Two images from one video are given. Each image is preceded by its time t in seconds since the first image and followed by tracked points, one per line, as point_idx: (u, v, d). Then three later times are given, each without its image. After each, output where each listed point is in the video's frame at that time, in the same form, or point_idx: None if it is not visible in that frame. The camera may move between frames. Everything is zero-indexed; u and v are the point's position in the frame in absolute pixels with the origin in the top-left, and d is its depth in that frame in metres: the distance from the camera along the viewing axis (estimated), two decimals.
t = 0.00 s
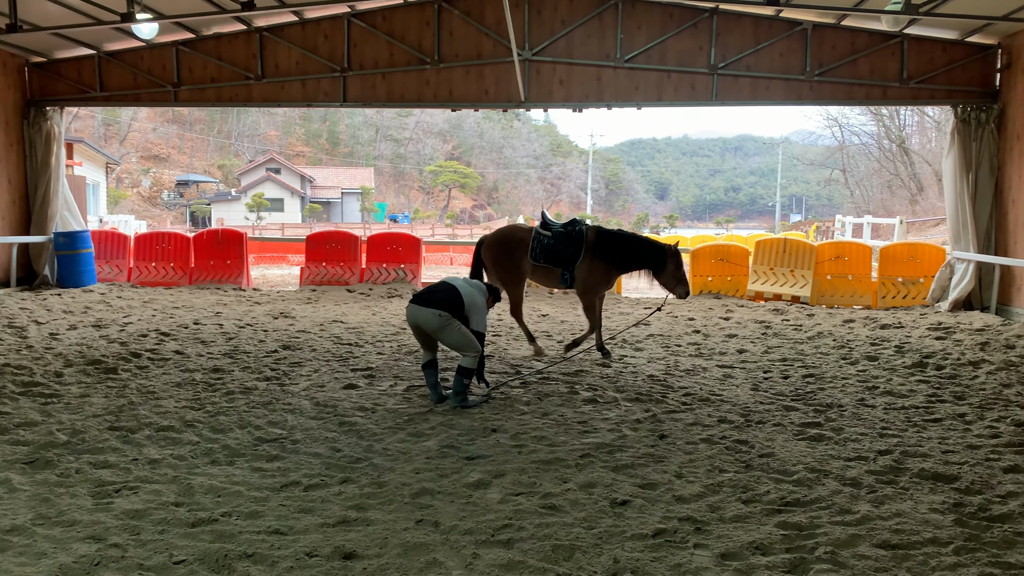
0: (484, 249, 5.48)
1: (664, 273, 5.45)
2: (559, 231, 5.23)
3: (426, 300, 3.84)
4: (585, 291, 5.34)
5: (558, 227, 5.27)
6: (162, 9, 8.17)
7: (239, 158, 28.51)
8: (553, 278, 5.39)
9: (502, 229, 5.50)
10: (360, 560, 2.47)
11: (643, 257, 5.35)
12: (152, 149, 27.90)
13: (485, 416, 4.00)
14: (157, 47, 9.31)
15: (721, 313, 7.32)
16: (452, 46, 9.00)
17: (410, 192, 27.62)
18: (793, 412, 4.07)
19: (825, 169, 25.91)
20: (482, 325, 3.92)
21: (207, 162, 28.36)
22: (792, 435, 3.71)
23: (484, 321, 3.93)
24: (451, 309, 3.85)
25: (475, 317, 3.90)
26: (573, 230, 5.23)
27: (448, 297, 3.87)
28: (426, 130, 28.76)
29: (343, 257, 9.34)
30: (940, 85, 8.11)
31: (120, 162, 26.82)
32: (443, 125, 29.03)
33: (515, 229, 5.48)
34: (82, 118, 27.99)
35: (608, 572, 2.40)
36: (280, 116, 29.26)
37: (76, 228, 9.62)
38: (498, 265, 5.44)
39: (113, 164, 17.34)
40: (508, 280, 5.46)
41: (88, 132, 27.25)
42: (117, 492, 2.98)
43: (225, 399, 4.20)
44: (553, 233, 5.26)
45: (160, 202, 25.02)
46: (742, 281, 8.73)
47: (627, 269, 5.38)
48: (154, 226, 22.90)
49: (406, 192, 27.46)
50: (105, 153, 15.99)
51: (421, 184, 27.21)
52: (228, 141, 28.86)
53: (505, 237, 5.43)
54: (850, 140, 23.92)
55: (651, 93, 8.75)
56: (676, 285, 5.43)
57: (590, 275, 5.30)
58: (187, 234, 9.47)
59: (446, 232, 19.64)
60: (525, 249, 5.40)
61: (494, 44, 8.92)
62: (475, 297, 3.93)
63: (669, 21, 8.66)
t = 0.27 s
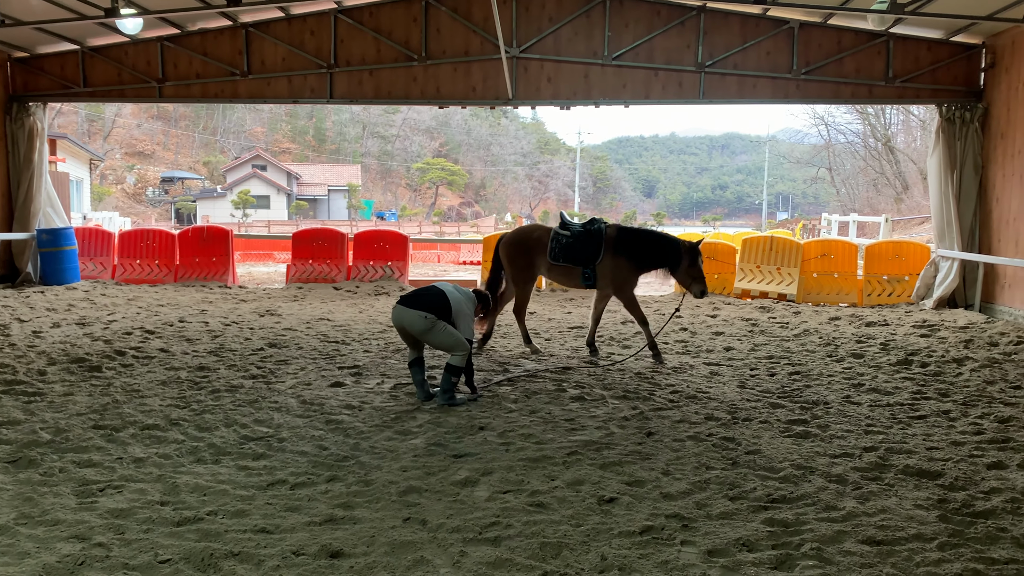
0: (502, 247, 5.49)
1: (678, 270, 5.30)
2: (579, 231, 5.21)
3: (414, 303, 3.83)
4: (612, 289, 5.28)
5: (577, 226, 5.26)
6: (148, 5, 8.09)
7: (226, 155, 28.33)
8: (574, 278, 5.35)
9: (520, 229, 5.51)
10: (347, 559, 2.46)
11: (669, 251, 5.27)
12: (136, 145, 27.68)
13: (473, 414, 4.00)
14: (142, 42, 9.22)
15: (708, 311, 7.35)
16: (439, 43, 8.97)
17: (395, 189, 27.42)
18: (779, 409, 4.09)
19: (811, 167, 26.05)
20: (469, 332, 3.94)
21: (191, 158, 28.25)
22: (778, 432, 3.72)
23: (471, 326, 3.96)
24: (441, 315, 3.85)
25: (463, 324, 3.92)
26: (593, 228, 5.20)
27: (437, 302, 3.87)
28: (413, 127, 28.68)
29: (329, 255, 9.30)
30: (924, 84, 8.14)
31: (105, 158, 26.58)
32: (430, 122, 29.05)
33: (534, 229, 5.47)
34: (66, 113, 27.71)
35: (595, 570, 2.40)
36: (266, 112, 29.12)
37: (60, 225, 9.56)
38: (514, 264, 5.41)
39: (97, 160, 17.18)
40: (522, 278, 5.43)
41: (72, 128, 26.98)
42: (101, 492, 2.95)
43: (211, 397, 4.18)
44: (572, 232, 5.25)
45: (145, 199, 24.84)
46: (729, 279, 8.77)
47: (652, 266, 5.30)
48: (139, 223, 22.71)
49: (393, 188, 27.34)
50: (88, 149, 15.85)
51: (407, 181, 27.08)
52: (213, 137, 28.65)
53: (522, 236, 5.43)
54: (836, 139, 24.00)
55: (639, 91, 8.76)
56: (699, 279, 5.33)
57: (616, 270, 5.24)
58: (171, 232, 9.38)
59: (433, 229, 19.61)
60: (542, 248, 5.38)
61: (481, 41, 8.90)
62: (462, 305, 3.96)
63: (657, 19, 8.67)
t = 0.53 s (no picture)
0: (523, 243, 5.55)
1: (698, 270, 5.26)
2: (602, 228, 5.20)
3: (400, 296, 3.87)
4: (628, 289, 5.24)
5: (599, 225, 5.24)
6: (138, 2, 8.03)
7: (215, 152, 28.21)
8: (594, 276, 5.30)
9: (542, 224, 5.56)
10: (338, 557, 2.46)
11: (688, 253, 5.21)
12: (125, 142, 27.52)
13: (464, 412, 4.00)
14: (130, 39, 9.16)
15: (698, 309, 7.38)
16: (429, 40, 8.95)
17: (386, 186, 27.24)
18: (769, 407, 4.10)
19: (801, 166, 26.11)
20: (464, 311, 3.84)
21: (181, 155, 28.14)
22: (768, 430, 3.74)
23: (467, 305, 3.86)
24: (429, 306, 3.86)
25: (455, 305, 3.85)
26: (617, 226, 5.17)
27: (422, 290, 3.87)
28: (404, 124, 28.63)
29: (319, 253, 9.27)
30: (913, 83, 8.18)
31: (93, 156, 26.41)
32: (421, 120, 29.07)
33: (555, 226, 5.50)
34: (54, 111, 27.51)
35: (585, 568, 2.41)
36: (256, 109, 29.00)
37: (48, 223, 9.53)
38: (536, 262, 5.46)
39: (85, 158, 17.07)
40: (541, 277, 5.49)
41: (59, 125, 26.79)
42: (90, 491, 2.93)
43: (201, 396, 4.16)
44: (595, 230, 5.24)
45: (133, 196, 24.71)
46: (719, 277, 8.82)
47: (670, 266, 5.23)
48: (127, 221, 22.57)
49: (383, 186, 27.19)
50: (76, 146, 15.76)
51: (398, 179, 27.04)
52: (203, 135, 28.53)
53: (544, 233, 5.46)
54: (825, 138, 23.89)
55: (629, 89, 8.77)
56: (715, 279, 5.28)
57: (633, 269, 5.21)
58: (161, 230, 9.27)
59: (425, 228, 19.60)
60: (562, 245, 5.41)
61: (472, 39, 8.88)
62: (452, 284, 3.87)
63: (647, 17, 8.68)
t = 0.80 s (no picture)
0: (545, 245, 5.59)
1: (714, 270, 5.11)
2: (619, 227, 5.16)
3: (391, 286, 3.93)
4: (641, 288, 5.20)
5: (616, 224, 5.19)
6: None
7: (205, 150, 28.06)
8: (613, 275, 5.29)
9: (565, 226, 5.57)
10: (328, 557, 2.45)
11: (704, 254, 5.09)
12: (114, 140, 27.37)
13: (455, 411, 4.00)
14: (119, 36, 9.12)
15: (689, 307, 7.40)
16: (420, 38, 8.94)
17: (379, 184, 27.36)
18: (759, 404, 4.12)
19: (791, 164, 26.11)
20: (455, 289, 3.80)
21: (170, 153, 27.98)
22: (758, 427, 3.75)
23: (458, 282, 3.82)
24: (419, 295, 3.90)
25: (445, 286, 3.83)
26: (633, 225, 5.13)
27: (410, 278, 3.90)
28: (395, 122, 28.53)
29: (309, 251, 9.24)
30: (902, 82, 8.24)
31: (81, 154, 26.22)
32: (412, 118, 29.00)
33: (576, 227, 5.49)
34: (42, 108, 27.30)
35: (576, 566, 2.41)
36: (245, 107, 28.91)
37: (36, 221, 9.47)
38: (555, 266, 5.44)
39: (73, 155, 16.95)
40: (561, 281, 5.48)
41: (47, 123, 26.58)
42: (78, 491, 2.91)
43: (191, 394, 4.15)
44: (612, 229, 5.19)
45: (122, 194, 24.58)
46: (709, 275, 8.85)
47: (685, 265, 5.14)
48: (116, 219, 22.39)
49: (375, 184, 27.23)
50: (64, 144, 15.64)
51: (389, 177, 26.98)
52: (193, 133, 28.39)
53: (565, 236, 5.45)
54: (815, 136, 23.85)
55: (620, 87, 8.78)
56: (732, 282, 5.11)
57: (646, 269, 5.16)
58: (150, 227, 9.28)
59: (416, 226, 19.57)
60: (580, 248, 5.38)
61: (463, 37, 8.87)
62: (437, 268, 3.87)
63: (638, 15, 8.69)
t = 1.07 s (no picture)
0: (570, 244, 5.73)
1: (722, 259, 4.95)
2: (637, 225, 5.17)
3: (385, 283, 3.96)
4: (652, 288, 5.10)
5: (635, 222, 5.20)
6: None
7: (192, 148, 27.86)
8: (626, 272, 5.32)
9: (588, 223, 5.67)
10: (315, 555, 2.44)
11: (714, 244, 4.91)
12: (99, 137, 27.11)
13: (443, 409, 3.99)
14: (104, 32, 9.06)
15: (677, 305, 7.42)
16: (408, 36, 8.92)
17: (367, 182, 27.35)
18: (745, 401, 4.14)
19: (778, 162, 25.86)
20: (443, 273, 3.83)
21: (157, 150, 27.73)
22: (745, 424, 3.77)
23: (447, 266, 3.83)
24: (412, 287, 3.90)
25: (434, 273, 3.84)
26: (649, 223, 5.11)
27: (399, 274, 3.91)
28: (383, 120, 28.46)
29: (297, 249, 9.20)
30: (887, 81, 8.31)
31: (66, 151, 25.95)
32: (400, 114, 28.77)
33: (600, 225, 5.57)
34: (25, 105, 26.98)
35: (564, 563, 2.41)
36: (232, 104, 28.81)
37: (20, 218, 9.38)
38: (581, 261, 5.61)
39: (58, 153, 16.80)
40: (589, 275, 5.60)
41: (31, 119, 26.29)
42: (62, 491, 2.89)
43: (177, 393, 4.12)
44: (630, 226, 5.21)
45: (108, 192, 24.38)
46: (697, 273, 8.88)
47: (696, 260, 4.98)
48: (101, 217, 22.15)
49: (364, 182, 27.25)
50: (48, 141, 15.48)
51: (378, 175, 26.92)
52: (179, 130, 28.21)
53: (585, 233, 5.59)
54: (802, 135, 24.27)
55: (608, 86, 8.80)
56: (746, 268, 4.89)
57: (657, 268, 5.06)
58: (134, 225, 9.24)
59: (404, 224, 19.53)
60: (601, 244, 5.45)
61: (451, 34, 8.86)
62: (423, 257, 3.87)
63: (626, 14, 8.71)
